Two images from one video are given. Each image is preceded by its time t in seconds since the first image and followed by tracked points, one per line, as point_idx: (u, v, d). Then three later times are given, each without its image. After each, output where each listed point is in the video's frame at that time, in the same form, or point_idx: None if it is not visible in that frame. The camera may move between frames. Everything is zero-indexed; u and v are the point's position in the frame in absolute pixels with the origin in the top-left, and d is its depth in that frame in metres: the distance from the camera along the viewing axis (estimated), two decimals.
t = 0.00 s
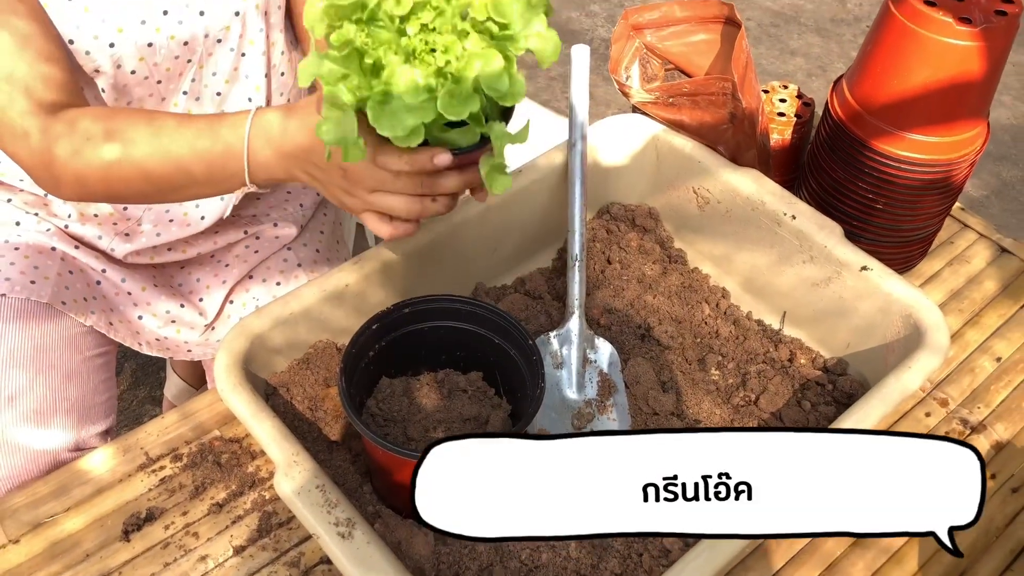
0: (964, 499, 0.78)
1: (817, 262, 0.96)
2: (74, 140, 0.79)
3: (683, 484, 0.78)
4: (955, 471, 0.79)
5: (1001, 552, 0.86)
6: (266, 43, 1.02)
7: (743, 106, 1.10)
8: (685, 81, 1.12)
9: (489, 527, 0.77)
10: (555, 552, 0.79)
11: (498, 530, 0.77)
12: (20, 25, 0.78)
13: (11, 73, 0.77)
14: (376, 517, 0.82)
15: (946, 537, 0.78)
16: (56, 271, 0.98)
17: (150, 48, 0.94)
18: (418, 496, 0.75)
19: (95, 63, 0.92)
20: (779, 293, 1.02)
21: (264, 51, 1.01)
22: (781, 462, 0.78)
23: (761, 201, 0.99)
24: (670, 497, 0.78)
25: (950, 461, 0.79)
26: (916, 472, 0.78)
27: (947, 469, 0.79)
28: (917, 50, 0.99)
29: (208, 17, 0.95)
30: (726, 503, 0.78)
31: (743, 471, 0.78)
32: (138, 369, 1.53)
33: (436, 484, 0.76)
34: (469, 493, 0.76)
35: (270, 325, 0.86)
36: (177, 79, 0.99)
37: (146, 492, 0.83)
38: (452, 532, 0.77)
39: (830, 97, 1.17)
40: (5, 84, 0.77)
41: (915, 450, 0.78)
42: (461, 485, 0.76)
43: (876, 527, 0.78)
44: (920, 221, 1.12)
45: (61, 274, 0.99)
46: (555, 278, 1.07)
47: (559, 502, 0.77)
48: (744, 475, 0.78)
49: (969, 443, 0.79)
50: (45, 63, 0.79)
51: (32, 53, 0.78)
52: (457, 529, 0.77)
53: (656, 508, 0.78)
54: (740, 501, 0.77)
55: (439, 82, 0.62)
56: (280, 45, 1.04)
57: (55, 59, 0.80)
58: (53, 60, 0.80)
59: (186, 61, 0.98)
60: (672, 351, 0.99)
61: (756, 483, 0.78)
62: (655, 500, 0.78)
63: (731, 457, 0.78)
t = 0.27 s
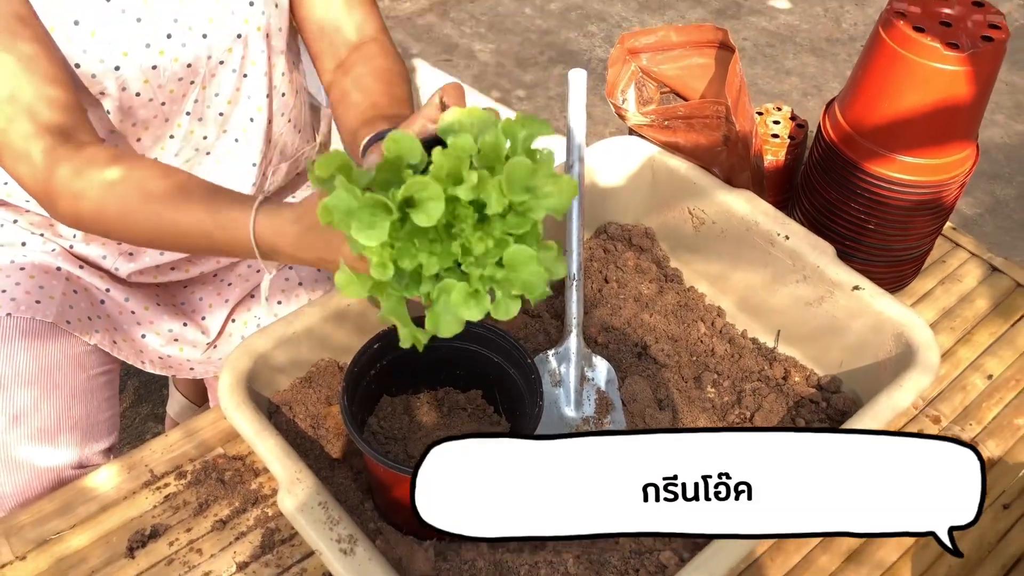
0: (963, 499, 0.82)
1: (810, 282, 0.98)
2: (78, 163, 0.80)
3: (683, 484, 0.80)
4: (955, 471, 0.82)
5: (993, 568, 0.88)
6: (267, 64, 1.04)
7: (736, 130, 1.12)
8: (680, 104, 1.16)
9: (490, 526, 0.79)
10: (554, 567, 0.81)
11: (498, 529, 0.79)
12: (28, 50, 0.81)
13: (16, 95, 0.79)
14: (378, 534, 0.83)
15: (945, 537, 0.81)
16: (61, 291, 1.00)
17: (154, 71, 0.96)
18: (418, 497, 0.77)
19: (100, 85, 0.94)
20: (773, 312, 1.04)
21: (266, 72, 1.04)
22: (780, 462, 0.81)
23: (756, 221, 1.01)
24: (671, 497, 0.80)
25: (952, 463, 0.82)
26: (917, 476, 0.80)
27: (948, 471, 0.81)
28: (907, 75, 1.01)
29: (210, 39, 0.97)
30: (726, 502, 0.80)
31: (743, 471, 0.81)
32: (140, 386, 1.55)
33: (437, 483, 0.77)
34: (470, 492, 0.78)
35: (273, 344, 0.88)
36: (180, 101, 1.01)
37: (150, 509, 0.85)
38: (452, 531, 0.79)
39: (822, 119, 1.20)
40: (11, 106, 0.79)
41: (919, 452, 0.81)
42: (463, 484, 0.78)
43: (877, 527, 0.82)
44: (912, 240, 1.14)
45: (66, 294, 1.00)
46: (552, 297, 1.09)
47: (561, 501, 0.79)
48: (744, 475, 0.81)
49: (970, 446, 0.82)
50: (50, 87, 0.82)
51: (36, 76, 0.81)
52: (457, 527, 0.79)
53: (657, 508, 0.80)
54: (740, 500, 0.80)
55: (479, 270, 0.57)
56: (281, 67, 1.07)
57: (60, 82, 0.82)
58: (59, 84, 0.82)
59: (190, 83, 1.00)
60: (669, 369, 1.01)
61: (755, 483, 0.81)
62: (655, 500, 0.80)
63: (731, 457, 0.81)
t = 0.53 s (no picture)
0: (962, 499, 0.83)
1: (803, 299, 1.00)
2: (82, 182, 0.82)
3: (683, 484, 0.81)
4: (957, 471, 0.82)
5: None
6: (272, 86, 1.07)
7: (729, 150, 1.15)
8: (674, 126, 1.18)
9: (491, 525, 0.80)
10: None
11: (499, 529, 0.81)
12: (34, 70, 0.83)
13: (18, 113, 0.81)
14: (376, 547, 0.85)
15: (946, 537, 0.83)
16: (69, 310, 1.01)
17: (161, 94, 0.98)
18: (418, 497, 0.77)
19: (109, 109, 0.97)
20: (767, 330, 1.05)
21: (270, 94, 1.06)
22: (780, 461, 0.81)
23: (749, 240, 1.03)
24: (671, 496, 0.81)
25: (955, 463, 0.82)
26: (920, 476, 0.81)
27: (950, 471, 0.82)
28: (897, 97, 1.04)
29: (216, 63, 0.99)
30: (726, 502, 0.82)
31: (743, 472, 0.82)
32: (142, 403, 1.56)
33: (438, 480, 0.79)
34: (474, 489, 0.79)
35: (275, 361, 0.89)
36: (186, 123, 1.03)
37: (152, 524, 0.86)
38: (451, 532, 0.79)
39: (814, 140, 1.22)
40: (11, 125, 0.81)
41: (923, 452, 0.81)
42: (466, 482, 0.79)
43: (876, 527, 0.83)
44: (904, 259, 1.16)
45: (74, 313, 1.02)
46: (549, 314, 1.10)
47: (563, 501, 0.80)
48: (744, 476, 0.82)
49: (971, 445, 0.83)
50: (51, 102, 0.83)
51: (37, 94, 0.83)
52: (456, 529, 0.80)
53: (656, 508, 0.82)
54: (740, 500, 0.81)
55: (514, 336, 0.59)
56: (285, 88, 1.09)
57: (62, 98, 0.84)
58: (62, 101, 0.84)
59: (195, 105, 1.02)
60: (664, 385, 1.02)
61: (756, 483, 0.82)
62: (655, 500, 0.82)
63: (731, 458, 0.82)
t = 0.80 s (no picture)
0: (964, 499, 0.86)
1: (796, 311, 1.01)
2: (86, 195, 0.85)
3: (683, 484, 0.84)
4: (955, 471, 0.86)
5: None
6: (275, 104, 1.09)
7: (724, 164, 1.17)
8: (669, 141, 1.20)
9: (489, 526, 0.83)
10: None
11: (498, 529, 0.83)
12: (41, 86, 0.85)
13: (23, 127, 0.82)
14: (376, 555, 0.86)
15: (945, 536, 0.85)
16: (71, 323, 1.03)
17: (167, 112, 1.00)
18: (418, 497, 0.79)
19: (116, 126, 0.98)
20: (761, 341, 1.07)
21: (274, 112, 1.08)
22: (778, 463, 0.85)
23: (743, 253, 1.05)
24: (671, 495, 0.84)
25: (954, 463, 0.86)
26: (918, 476, 0.84)
27: (949, 471, 0.85)
28: (887, 113, 1.06)
29: (221, 81, 1.02)
30: (725, 502, 0.85)
31: (743, 472, 0.85)
32: (142, 415, 1.57)
33: (438, 481, 0.81)
34: (471, 490, 0.81)
35: (276, 372, 0.91)
36: (191, 140, 1.05)
37: (154, 533, 0.87)
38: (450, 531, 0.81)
39: (807, 154, 1.24)
40: (13, 139, 0.82)
41: (921, 452, 0.84)
42: (463, 482, 0.81)
43: (879, 527, 0.85)
44: (897, 271, 1.18)
45: (76, 325, 1.03)
46: (548, 326, 1.12)
47: (563, 501, 0.83)
48: (744, 476, 0.85)
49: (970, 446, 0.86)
50: (54, 116, 0.84)
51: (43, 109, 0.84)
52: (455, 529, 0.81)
53: (656, 508, 0.84)
54: (740, 500, 0.85)
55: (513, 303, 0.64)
56: (289, 106, 1.12)
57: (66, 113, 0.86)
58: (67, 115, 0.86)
59: (201, 123, 1.04)
60: (660, 396, 1.04)
61: (755, 483, 0.85)
62: (655, 500, 0.84)
63: (731, 458, 0.85)
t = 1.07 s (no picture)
0: (971, 499, 0.89)
1: (792, 318, 1.02)
2: (96, 207, 0.86)
3: (687, 483, 0.87)
4: (957, 470, 0.90)
5: None
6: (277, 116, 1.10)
7: (720, 172, 1.18)
8: (667, 149, 1.21)
9: (494, 525, 0.84)
10: None
11: (501, 529, 0.84)
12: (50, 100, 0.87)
13: (35, 141, 0.84)
14: (375, 559, 0.87)
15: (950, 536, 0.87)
16: (73, 329, 1.03)
17: (169, 123, 1.01)
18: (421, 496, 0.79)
19: (118, 137, 0.99)
20: (758, 348, 1.08)
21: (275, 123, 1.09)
22: (783, 464, 0.88)
23: (740, 259, 1.06)
24: (676, 494, 0.87)
25: (957, 462, 0.90)
26: (924, 475, 0.88)
27: (953, 469, 0.90)
28: (881, 122, 1.07)
29: (224, 94, 1.02)
30: (730, 501, 0.88)
31: (748, 472, 0.88)
32: (142, 421, 1.58)
33: (444, 477, 0.83)
34: (478, 490, 0.82)
35: (276, 377, 0.92)
36: (193, 151, 1.07)
37: (155, 537, 0.87)
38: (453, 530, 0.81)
39: (803, 163, 1.25)
40: (28, 151, 0.84)
41: (928, 450, 0.88)
42: (473, 476, 0.84)
43: (887, 527, 0.87)
44: (892, 278, 1.19)
45: (79, 331, 1.04)
46: (546, 332, 1.13)
47: (573, 503, 0.85)
48: (749, 476, 0.88)
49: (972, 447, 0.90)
50: (64, 129, 0.86)
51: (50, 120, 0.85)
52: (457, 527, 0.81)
53: (659, 507, 0.86)
54: (744, 500, 0.87)
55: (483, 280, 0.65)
56: (290, 118, 1.13)
57: (69, 120, 0.87)
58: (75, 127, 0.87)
59: (203, 135, 1.05)
60: (657, 402, 1.04)
61: (760, 483, 0.88)
62: (658, 498, 0.87)
63: (737, 459, 0.88)
